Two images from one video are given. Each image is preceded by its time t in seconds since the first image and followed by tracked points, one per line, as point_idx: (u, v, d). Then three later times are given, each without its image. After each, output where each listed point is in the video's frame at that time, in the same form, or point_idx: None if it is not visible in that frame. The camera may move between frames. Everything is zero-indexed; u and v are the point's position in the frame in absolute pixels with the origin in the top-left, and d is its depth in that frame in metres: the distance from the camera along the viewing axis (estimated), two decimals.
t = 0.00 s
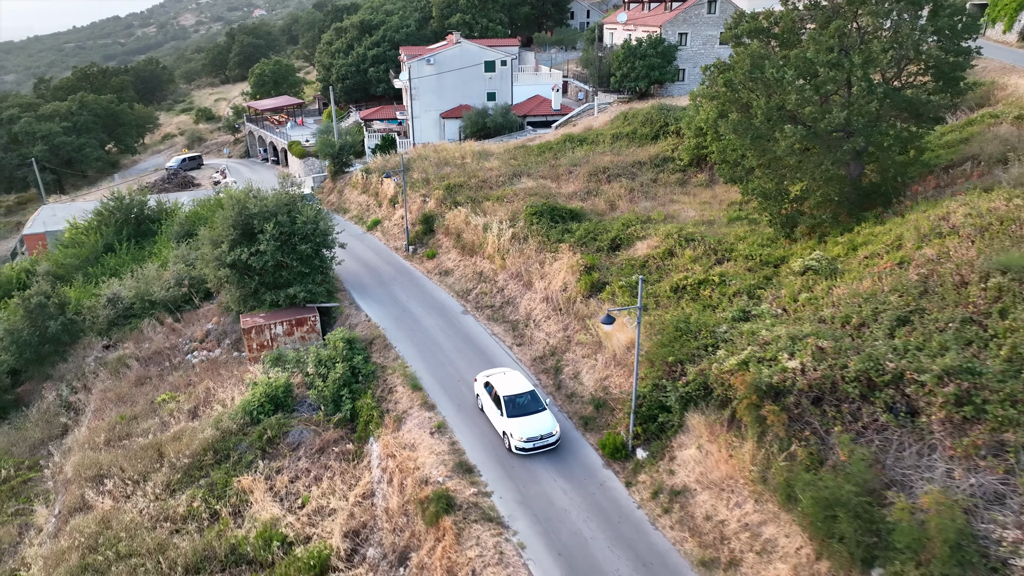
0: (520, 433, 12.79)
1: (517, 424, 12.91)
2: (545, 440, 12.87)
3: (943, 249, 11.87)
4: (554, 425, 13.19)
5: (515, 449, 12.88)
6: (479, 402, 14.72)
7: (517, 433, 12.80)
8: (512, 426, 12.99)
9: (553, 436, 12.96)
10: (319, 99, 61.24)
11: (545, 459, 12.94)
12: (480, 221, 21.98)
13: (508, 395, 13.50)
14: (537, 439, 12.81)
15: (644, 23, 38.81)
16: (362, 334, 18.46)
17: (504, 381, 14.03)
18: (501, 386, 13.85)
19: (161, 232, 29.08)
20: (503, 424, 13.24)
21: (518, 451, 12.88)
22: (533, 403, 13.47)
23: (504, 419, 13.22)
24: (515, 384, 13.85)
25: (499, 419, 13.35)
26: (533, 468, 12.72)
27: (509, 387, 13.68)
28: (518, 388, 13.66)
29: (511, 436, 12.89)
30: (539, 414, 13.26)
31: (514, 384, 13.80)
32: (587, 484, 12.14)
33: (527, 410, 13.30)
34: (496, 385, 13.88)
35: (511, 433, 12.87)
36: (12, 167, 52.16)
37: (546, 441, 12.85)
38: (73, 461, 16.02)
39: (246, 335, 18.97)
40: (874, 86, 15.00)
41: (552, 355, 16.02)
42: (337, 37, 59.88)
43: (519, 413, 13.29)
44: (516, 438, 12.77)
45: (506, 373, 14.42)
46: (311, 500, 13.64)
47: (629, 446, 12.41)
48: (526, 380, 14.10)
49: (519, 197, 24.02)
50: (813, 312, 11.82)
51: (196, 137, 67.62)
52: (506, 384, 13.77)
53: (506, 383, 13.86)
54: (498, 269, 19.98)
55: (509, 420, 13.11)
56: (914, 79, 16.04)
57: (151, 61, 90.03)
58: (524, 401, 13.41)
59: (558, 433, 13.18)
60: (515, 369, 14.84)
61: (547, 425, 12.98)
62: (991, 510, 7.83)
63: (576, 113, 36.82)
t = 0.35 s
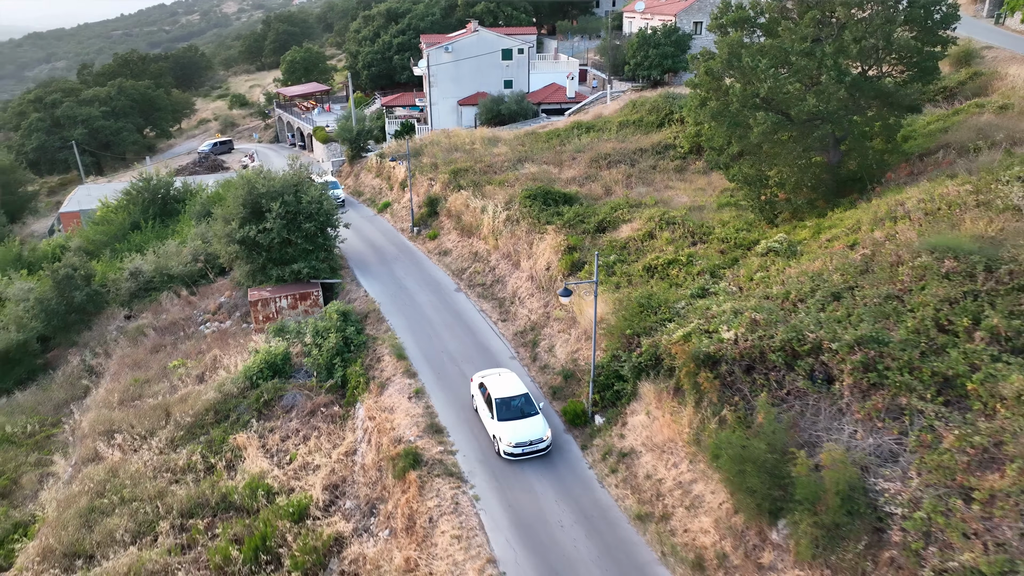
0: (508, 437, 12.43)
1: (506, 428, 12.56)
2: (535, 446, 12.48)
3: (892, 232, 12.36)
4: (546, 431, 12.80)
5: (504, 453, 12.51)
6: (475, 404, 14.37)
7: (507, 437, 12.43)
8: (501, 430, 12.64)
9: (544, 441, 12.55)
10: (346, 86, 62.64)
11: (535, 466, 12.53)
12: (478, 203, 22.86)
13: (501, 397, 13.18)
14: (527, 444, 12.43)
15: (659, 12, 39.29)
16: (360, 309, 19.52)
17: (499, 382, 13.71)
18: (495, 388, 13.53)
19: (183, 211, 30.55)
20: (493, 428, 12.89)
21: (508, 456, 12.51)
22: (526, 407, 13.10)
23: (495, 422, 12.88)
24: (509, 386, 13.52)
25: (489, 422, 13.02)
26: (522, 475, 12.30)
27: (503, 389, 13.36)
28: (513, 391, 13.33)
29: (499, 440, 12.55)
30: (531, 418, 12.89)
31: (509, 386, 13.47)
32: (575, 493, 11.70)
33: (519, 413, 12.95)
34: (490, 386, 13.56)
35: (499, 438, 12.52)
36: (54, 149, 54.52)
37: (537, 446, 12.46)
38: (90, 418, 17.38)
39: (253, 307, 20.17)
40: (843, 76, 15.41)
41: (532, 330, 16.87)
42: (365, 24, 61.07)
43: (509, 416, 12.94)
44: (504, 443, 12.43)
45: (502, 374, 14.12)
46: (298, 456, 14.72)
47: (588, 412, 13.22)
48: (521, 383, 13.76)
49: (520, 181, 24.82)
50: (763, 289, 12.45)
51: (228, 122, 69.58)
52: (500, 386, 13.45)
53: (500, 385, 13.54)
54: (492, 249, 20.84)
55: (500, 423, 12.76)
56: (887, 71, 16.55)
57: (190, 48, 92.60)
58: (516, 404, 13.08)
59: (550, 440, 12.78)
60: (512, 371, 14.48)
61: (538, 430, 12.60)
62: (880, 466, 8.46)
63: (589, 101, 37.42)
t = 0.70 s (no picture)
0: (499, 438, 12.11)
1: (497, 428, 12.23)
2: (526, 447, 12.12)
3: (850, 211, 12.92)
4: (539, 432, 12.42)
5: (495, 454, 12.20)
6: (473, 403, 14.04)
7: (497, 437, 12.11)
8: (493, 430, 12.31)
9: (536, 443, 12.19)
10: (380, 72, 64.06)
11: (527, 468, 12.17)
12: (485, 184, 23.80)
13: (495, 396, 12.85)
14: (517, 446, 12.09)
15: None
16: (367, 282, 20.68)
17: (494, 380, 13.38)
18: (490, 386, 13.21)
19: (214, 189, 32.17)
20: (485, 427, 12.57)
21: (498, 457, 12.18)
22: (520, 407, 12.73)
23: (487, 421, 12.55)
24: (504, 384, 13.17)
25: (482, 421, 12.69)
26: (511, 477, 11.98)
27: (497, 388, 13.01)
28: (507, 389, 12.98)
29: (490, 441, 12.23)
30: (524, 419, 12.53)
31: (504, 385, 13.12)
32: (564, 498, 11.33)
33: (513, 413, 12.59)
34: (486, 384, 13.24)
35: (489, 438, 12.20)
36: (102, 131, 57.10)
37: (528, 448, 12.10)
38: (117, 376, 18.95)
39: (269, 279, 21.55)
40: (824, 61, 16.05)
41: (522, 303, 17.79)
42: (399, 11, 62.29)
43: (502, 415, 12.60)
44: (495, 443, 12.11)
45: (499, 371, 13.77)
46: (298, 412, 15.97)
47: (562, 377, 14.03)
48: (517, 381, 13.39)
49: (528, 164, 25.67)
50: (725, 262, 13.14)
51: (267, 106, 71.68)
52: (495, 385, 13.10)
53: (495, 383, 13.20)
54: (494, 228, 21.77)
55: (492, 423, 12.43)
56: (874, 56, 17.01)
57: (234, 35, 95.40)
58: (510, 404, 12.72)
59: (543, 442, 12.39)
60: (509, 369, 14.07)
61: (530, 431, 12.23)
62: (792, 419, 9.24)
63: (609, 88, 37.98)
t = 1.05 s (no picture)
0: (487, 439, 11.87)
1: (486, 429, 12.00)
2: (514, 449, 11.84)
3: (818, 193, 13.56)
4: (530, 434, 12.13)
5: (483, 455, 11.97)
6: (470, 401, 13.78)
7: (485, 438, 11.88)
8: (482, 431, 12.07)
9: (525, 445, 11.90)
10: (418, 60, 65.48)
11: (514, 470, 11.88)
12: (498, 168, 24.81)
13: (487, 395, 12.60)
14: (505, 447, 11.81)
15: None
16: (381, 258, 21.94)
17: (488, 378, 13.13)
18: (484, 384, 12.96)
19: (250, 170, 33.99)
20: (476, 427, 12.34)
21: (486, 457, 11.95)
22: (512, 408, 12.43)
23: (478, 421, 12.32)
24: (498, 383, 12.89)
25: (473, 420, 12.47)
26: (498, 479, 11.73)
27: (491, 387, 12.75)
28: (501, 389, 12.71)
29: (479, 442, 12.01)
30: (515, 419, 12.24)
31: (498, 383, 12.86)
32: (547, 504, 11.06)
33: (505, 413, 12.32)
34: (480, 383, 13.00)
35: (478, 438, 11.98)
36: (154, 115, 59.97)
37: (516, 450, 11.82)
38: (151, 337, 20.69)
39: (291, 253, 23.03)
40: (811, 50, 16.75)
41: (520, 278, 18.81)
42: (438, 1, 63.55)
43: (494, 415, 12.34)
44: (483, 444, 11.88)
45: (496, 369, 13.51)
46: (306, 372, 17.32)
47: (544, 345, 15.03)
48: (513, 380, 13.09)
49: (542, 149, 26.58)
50: (696, 239, 13.93)
51: (311, 93, 73.92)
52: (489, 384, 12.85)
53: (490, 381, 12.95)
54: (503, 209, 22.79)
55: (481, 423, 12.19)
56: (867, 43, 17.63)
57: (283, 25, 98.37)
58: (502, 404, 12.46)
59: (533, 444, 12.09)
60: (507, 368, 13.73)
61: (519, 433, 11.94)
62: (724, 377, 10.13)
63: (634, 77, 38.51)
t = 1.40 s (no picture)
0: (475, 438, 11.74)
1: (475, 427, 11.85)
2: (502, 449, 11.65)
3: (798, 176, 14.23)
4: (519, 434, 11.91)
5: (471, 453, 11.83)
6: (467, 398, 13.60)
7: (473, 437, 11.74)
8: (471, 429, 11.92)
9: (513, 445, 11.70)
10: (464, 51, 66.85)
11: (501, 470, 11.70)
12: (520, 154, 25.87)
13: (480, 393, 12.42)
14: (492, 447, 11.64)
15: None
16: (403, 236, 23.29)
17: (483, 375, 12.94)
18: (479, 380, 12.78)
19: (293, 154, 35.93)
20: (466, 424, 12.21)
21: (474, 456, 11.81)
22: (503, 407, 12.22)
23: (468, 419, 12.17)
24: (492, 381, 12.69)
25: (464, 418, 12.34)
26: (483, 477, 11.58)
27: (484, 385, 12.56)
28: (494, 387, 12.50)
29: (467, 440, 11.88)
30: (506, 419, 12.04)
31: (492, 381, 12.67)
32: (529, 506, 10.85)
33: (496, 412, 12.12)
34: (474, 379, 12.81)
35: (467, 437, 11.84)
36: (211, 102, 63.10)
37: (503, 450, 11.64)
38: (191, 303, 22.59)
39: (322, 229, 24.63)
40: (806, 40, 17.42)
41: (527, 256, 19.87)
42: None
43: (484, 413, 12.16)
44: (471, 443, 11.74)
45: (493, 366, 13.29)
46: (325, 335, 18.79)
47: (539, 315, 16.11)
48: (508, 378, 12.85)
49: (565, 136, 27.52)
50: (680, 217, 14.78)
51: (361, 83, 76.23)
52: (482, 381, 12.66)
53: (485, 379, 12.78)
54: (520, 192, 23.86)
55: (471, 421, 12.04)
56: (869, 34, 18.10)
57: (339, 17, 101.33)
58: (494, 402, 12.26)
59: (522, 444, 11.88)
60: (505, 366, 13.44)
61: (507, 433, 11.73)
62: (677, 337, 11.09)
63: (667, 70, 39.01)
